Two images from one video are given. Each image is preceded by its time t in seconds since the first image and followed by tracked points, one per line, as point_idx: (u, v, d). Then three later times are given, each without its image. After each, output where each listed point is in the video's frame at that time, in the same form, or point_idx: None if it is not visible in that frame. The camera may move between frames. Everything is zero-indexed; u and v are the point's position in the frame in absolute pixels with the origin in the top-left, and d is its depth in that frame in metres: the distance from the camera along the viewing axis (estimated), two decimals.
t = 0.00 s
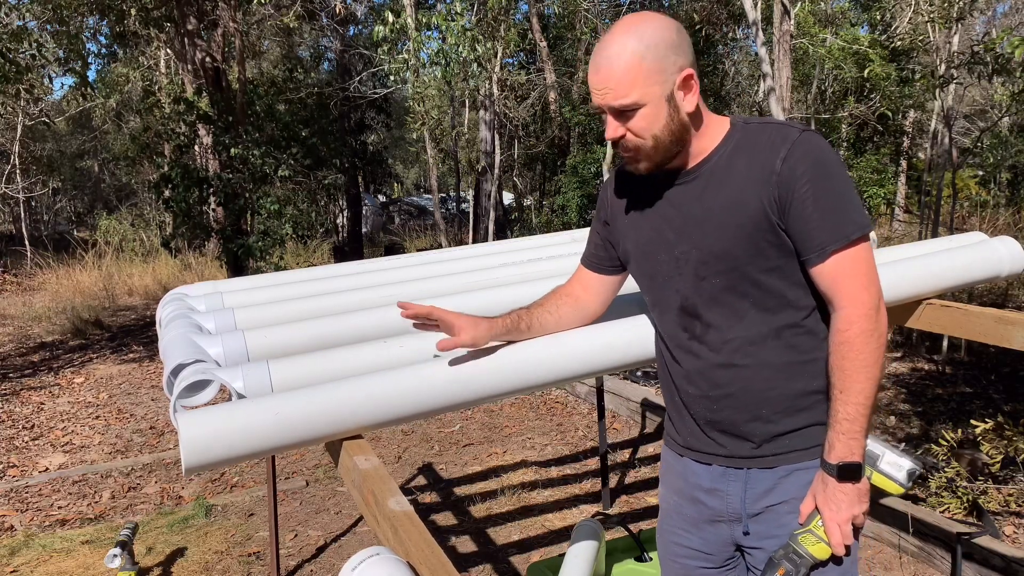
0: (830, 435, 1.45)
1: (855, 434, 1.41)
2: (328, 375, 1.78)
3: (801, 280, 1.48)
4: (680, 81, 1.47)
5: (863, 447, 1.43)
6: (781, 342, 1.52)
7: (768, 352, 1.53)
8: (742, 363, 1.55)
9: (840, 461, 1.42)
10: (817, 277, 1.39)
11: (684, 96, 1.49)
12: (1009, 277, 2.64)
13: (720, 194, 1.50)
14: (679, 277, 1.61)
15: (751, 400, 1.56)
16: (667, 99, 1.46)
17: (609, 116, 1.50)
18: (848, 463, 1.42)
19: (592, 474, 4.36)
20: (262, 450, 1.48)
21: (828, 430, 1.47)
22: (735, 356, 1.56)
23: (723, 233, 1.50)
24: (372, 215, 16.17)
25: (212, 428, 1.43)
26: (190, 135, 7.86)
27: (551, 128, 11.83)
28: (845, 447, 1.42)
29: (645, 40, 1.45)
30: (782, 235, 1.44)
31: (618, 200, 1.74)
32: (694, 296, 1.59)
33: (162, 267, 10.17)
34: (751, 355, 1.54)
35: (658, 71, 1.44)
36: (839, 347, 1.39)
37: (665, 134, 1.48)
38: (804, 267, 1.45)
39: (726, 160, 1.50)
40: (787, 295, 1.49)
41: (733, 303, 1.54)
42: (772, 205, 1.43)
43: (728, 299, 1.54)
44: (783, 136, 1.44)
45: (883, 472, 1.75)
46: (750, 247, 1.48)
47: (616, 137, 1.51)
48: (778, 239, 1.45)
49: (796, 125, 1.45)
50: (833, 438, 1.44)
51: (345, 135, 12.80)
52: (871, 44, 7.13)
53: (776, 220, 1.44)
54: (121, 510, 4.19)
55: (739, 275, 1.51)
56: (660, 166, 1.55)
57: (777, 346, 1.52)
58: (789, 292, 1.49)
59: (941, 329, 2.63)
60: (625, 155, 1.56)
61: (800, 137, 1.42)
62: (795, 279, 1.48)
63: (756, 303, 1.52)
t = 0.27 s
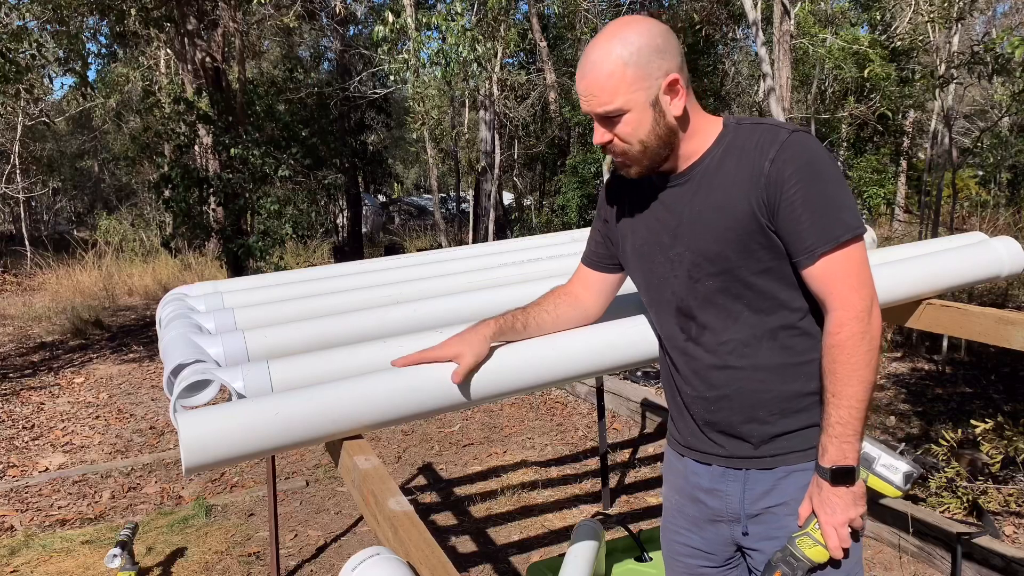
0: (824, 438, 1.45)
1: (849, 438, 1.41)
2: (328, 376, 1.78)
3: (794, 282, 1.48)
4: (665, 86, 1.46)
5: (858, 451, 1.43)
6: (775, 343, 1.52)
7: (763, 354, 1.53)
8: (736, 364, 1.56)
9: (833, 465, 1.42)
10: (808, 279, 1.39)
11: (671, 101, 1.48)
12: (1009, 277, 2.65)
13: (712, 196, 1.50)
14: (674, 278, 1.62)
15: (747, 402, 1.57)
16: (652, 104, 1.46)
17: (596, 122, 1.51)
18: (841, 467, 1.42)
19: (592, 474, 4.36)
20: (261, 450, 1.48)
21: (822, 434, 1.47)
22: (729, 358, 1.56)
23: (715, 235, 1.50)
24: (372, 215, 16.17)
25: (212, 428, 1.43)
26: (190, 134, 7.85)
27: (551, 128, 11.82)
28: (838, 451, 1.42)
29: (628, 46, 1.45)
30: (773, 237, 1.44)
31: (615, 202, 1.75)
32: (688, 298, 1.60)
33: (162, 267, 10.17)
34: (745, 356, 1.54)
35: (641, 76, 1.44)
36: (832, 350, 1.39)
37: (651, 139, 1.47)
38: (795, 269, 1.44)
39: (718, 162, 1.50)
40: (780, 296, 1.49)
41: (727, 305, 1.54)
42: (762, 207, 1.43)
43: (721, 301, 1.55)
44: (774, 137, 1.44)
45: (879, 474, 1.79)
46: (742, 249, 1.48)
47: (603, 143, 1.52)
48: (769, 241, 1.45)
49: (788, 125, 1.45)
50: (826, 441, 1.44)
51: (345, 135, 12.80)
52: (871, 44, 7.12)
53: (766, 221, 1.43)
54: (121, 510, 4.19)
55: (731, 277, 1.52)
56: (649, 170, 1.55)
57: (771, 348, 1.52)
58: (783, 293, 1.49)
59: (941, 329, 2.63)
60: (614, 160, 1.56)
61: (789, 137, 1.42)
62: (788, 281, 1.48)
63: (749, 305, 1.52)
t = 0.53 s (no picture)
0: (822, 441, 1.45)
1: (847, 441, 1.40)
2: (328, 376, 1.78)
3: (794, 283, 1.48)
4: (663, 87, 1.46)
5: (856, 454, 1.42)
6: (775, 345, 1.52)
7: (763, 356, 1.53)
8: (737, 366, 1.56)
9: (831, 467, 1.42)
10: (808, 281, 1.39)
11: (669, 102, 1.48)
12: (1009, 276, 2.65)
13: (711, 198, 1.50)
14: (674, 280, 1.62)
15: (747, 404, 1.57)
16: (649, 105, 1.46)
17: (593, 122, 1.52)
18: (839, 469, 1.42)
19: (592, 474, 4.36)
20: (261, 450, 1.48)
21: (821, 436, 1.47)
22: (729, 360, 1.56)
23: (715, 237, 1.50)
24: (372, 214, 16.16)
25: (212, 428, 1.43)
26: (190, 135, 7.85)
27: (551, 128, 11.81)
28: (836, 453, 1.41)
29: (627, 46, 1.45)
30: (773, 239, 1.44)
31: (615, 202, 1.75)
32: (688, 300, 1.60)
33: (162, 267, 10.17)
34: (745, 357, 1.55)
35: (639, 77, 1.44)
36: (831, 352, 1.39)
37: (648, 140, 1.48)
38: (795, 271, 1.44)
39: (717, 163, 1.50)
40: (780, 298, 1.49)
41: (726, 307, 1.54)
42: (761, 209, 1.43)
43: (721, 303, 1.55)
44: (773, 138, 1.43)
45: (877, 476, 1.78)
46: (741, 251, 1.48)
47: (599, 143, 1.53)
48: (769, 243, 1.45)
49: (787, 127, 1.44)
50: (824, 444, 1.44)
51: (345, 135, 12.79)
52: (871, 44, 7.12)
53: (765, 223, 1.43)
54: (121, 510, 4.19)
55: (731, 279, 1.52)
56: (646, 171, 1.55)
57: (771, 349, 1.52)
58: (782, 295, 1.49)
59: (941, 329, 2.63)
60: (611, 160, 1.57)
61: (789, 139, 1.41)
62: (787, 283, 1.48)
63: (749, 307, 1.52)
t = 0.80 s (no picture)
0: (825, 442, 1.45)
1: (850, 442, 1.41)
2: (329, 375, 1.78)
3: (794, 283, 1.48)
4: (673, 83, 1.46)
5: (859, 455, 1.42)
6: (775, 344, 1.52)
7: (762, 355, 1.53)
8: (736, 365, 1.56)
9: (835, 469, 1.42)
10: (809, 281, 1.39)
11: (678, 98, 1.48)
12: (1009, 276, 2.65)
13: (713, 195, 1.50)
14: (675, 278, 1.62)
15: (746, 403, 1.57)
16: (659, 99, 1.46)
17: (601, 110, 1.52)
18: (842, 471, 1.42)
19: (592, 474, 4.36)
20: (261, 450, 1.48)
21: (823, 437, 1.47)
22: (728, 358, 1.57)
23: (716, 235, 1.50)
24: (372, 214, 16.16)
25: (212, 427, 1.43)
26: (190, 134, 7.84)
27: (551, 128, 11.81)
28: (840, 454, 1.42)
29: (641, 37, 1.44)
30: (775, 239, 1.44)
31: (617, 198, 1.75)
32: (689, 297, 1.60)
33: (162, 267, 10.17)
34: (745, 356, 1.55)
35: (651, 70, 1.44)
36: (833, 354, 1.39)
37: (654, 133, 1.48)
38: (796, 272, 1.44)
39: (720, 161, 1.50)
40: (780, 298, 1.49)
41: (726, 306, 1.55)
42: (764, 208, 1.43)
43: (721, 301, 1.55)
44: (778, 138, 1.43)
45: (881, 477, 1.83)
46: (743, 249, 1.48)
47: (607, 132, 1.53)
48: (770, 243, 1.45)
49: (793, 127, 1.44)
50: (827, 445, 1.44)
51: (345, 135, 12.79)
52: (871, 44, 7.12)
53: (767, 222, 1.43)
54: (121, 510, 4.19)
55: (732, 277, 1.52)
56: (651, 164, 1.56)
57: (771, 349, 1.52)
58: (783, 295, 1.49)
59: (941, 329, 2.63)
60: (617, 151, 1.57)
61: (793, 139, 1.41)
62: (788, 283, 1.48)
63: (749, 306, 1.52)
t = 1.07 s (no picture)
0: (826, 439, 1.45)
1: (852, 439, 1.41)
2: (329, 375, 1.78)
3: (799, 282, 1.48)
4: (686, 81, 1.46)
5: (860, 452, 1.43)
6: (779, 343, 1.52)
7: (766, 355, 1.53)
8: (740, 364, 1.56)
9: (836, 466, 1.42)
10: (815, 279, 1.39)
11: (690, 97, 1.48)
12: (1010, 276, 2.65)
13: (718, 194, 1.50)
14: (679, 277, 1.61)
15: (749, 402, 1.57)
16: (673, 99, 1.45)
17: (614, 113, 1.50)
18: (843, 468, 1.42)
19: (592, 474, 4.36)
20: (262, 451, 1.48)
21: (824, 435, 1.47)
22: (733, 358, 1.56)
23: (721, 235, 1.50)
24: (372, 214, 16.16)
25: (213, 428, 1.43)
26: (190, 134, 7.84)
27: (551, 128, 11.81)
28: (841, 451, 1.42)
29: (652, 38, 1.44)
30: (781, 238, 1.44)
31: (619, 199, 1.75)
32: (693, 297, 1.60)
33: (162, 267, 10.17)
34: (749, 356, 1.55)
35: (665, 70, 1.43)
36: (836, 351, 1.39)
37: (669, 133, 1.47)
38: (801, 270, 1.45)
39: (725, 160, 1.50)
40: (785, 297, 1.49)
41: (731, 306, 1.54)
42: (770, 206, 1.43)
43: (726, 301, 1.55)
44: (783, 137, 1.44)
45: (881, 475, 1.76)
46: (748, 248, 1.48)
47: (622, 135, 1.51)
48: (776, 242, 1.45)
49: (797, 126, 1.45)
50: (828, 442, 1.44)
51: (345, 135, 12.79)
52: (871, 44, 7.12)
53: (773, 221, 1.44)
54: (121, 510, 4.19)
55: (737, 277, 1.52)
56: (662, 165, 1.55)
57: (775, 348, 1.52)
58: (788, 294, 1.49)
59: (941, 329, 2.63)
60: (629, 154, 1.55)
61: (800, 137, 1.42)
62: (793, 282, 1.48)
63: (754, 305, 1.52)
